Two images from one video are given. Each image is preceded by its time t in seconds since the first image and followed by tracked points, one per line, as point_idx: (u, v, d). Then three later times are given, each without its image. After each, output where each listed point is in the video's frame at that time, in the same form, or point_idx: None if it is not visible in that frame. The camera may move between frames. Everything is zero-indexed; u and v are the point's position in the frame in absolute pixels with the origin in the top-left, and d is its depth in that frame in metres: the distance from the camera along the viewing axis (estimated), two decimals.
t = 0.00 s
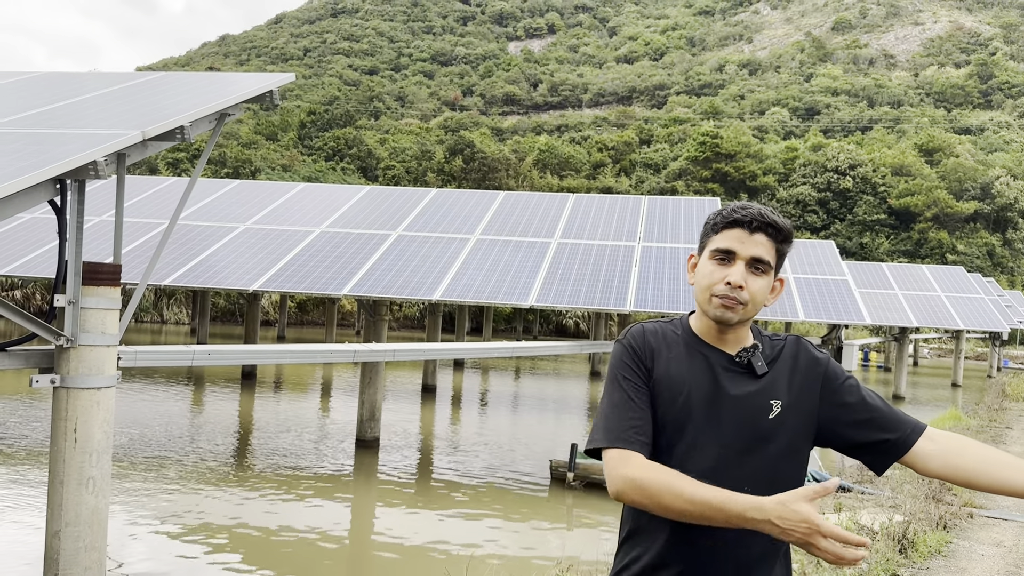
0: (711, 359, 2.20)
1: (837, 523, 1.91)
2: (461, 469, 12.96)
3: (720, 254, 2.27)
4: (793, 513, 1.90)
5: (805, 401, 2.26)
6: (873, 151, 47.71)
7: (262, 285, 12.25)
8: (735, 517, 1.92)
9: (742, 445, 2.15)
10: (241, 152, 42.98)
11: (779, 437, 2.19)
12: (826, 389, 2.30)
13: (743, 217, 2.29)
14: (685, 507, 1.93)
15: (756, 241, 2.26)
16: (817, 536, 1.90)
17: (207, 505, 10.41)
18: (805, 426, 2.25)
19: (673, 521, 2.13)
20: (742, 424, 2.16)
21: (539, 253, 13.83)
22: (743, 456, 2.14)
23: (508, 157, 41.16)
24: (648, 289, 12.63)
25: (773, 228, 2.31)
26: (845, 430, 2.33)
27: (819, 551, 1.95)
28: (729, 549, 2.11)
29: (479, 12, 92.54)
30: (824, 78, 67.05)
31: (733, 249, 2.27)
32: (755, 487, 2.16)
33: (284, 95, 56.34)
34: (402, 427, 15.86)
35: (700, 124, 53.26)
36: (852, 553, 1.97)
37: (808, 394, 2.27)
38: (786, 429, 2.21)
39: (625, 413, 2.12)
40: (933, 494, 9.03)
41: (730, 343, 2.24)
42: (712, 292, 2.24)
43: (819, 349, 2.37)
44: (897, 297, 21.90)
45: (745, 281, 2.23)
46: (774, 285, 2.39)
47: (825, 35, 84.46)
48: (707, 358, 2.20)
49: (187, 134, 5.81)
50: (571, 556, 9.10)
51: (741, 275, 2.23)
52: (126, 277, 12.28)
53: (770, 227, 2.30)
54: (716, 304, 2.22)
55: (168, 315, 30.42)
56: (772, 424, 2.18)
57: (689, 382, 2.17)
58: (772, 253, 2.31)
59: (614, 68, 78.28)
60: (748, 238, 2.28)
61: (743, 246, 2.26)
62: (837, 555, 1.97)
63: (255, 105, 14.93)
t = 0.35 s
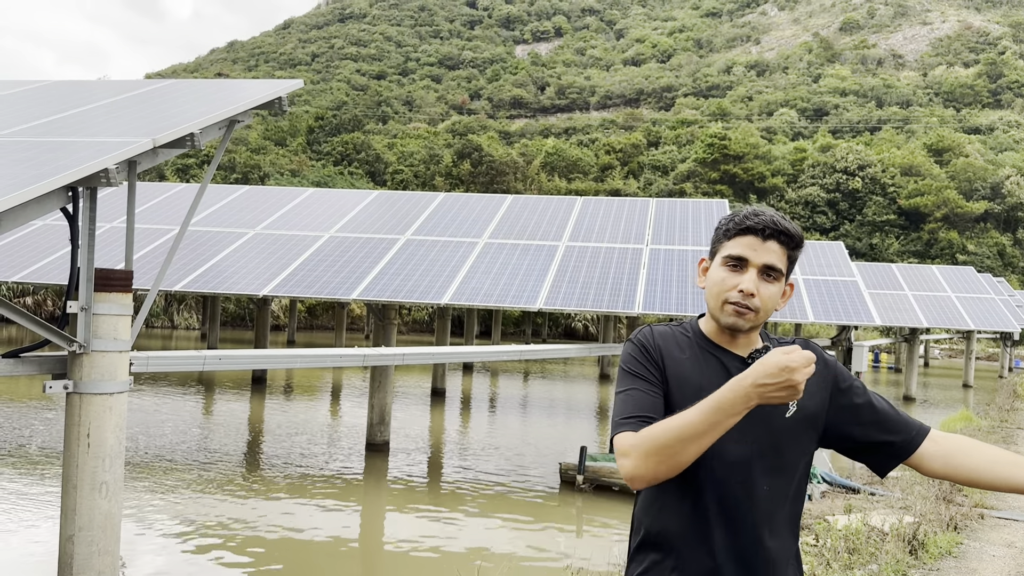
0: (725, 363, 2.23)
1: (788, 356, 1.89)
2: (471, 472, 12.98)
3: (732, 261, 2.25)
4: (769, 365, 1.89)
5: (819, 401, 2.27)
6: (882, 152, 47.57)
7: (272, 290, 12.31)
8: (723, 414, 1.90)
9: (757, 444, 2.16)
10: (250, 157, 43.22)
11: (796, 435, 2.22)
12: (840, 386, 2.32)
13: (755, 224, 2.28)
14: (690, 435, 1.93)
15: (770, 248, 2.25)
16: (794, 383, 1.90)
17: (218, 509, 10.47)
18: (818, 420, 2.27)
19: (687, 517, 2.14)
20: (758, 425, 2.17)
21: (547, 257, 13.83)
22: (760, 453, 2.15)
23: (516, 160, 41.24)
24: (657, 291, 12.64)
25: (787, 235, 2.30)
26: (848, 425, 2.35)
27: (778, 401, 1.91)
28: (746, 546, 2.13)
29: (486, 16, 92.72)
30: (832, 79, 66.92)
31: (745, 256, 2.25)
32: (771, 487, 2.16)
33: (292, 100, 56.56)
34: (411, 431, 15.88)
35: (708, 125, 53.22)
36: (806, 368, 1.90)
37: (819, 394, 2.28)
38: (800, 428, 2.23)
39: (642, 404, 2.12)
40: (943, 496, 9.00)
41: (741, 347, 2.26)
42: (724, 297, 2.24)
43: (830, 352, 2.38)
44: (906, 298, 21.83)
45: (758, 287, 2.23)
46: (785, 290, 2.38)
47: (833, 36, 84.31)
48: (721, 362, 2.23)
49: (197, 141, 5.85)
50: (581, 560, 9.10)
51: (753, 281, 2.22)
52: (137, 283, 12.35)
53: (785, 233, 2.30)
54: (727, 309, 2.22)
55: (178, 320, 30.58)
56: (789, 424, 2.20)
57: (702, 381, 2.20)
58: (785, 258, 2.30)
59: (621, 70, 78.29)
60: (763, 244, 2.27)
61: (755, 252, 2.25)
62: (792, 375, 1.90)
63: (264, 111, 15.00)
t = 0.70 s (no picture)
0: (719, 360, 2.24)
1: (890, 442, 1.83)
2: (475, 474, 12.99)
3: (702, 258, 2.29)
4: (854, 425, 1.84)
5: (814, 393, 2.28)
6: (884, 151, 47.53)
7: (274, 293, 12.32)
8: (781, 441, 1.86)
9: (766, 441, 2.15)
10: (252, 161, 43.35)
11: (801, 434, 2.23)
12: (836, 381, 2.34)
13: (717, 221, 2.30)
14: (738, 449, 1.88)
15: (736, 241, 2.26)
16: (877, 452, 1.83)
17: (223, 511, 10.49)
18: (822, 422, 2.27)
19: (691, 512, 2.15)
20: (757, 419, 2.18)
21: (549, 258, 13.85)
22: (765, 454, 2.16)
23: (518, 162, 41.29)
24: (659, 291, 12.65)
25: (751, 226, 2.29)
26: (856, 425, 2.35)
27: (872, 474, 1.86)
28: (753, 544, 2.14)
29: (487, 18, 92.78)
30: (834, 79, 66.88)
31: (713, 252, 2.28)
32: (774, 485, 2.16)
33: (294, 104, 56.62)
34: (415, 433, 15.89)
35: (709, 125, 53.24)
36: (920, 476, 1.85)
37: (819, 391, 2.30)
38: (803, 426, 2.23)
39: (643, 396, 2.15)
40: (947, 494, 9.00)
41: (733, 343, 2.28)
42: (699, 292, 2.27)
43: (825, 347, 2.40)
44: (909, 296, 21.81)
45: (728, 281, 2.25)
46: (763, 282, 2.39)
47: (834, 35, 84.27)
48: (713, 358, 2.24)
49: (198, 144, 5.86)
50: (584, 560, 9.10)
51: (722, 277, 2.25)
52: (140, 287, 12.39)
53: (751, 224, 2.29)
54: (702, 304, 2.26)
55: (182, 324, 30.63)
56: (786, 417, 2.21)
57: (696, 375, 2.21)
58: (752, 250, 2.29)
59: (623, 72, 78.32)
60: (728, 238, 2.28)
61: (723, 248, 2.27)
62: (900, 478, 1.86)
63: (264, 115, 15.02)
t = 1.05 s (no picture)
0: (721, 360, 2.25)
1: (740, 337, 1.91)
2: (474, 474, 13.01)
3: (725, 254, 2.28)
4: (723, 344, 1.92)
5: (808, 393, 2.30)
6: (881, 149, 47.58)
7: (272, 295, 12.33)
8: (682, 400, 1.95)
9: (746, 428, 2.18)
10: (249, 163, 43.37)
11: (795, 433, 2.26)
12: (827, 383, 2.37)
13: (746, 217, 2.31)
14: (653, 427, 1.99)
15: (762, 239, 2.27)
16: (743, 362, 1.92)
17: (222, 513, 10.50)
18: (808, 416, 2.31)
19: (685, 513, 2.17)
20: (757, 419, 2.20)
21: (547, 257, 13.86)
22: (760, 449, 2.17)
23: (515, 163, 41.33)
24: (656, 290, 12.66)
25: (778, 228, 2.33)
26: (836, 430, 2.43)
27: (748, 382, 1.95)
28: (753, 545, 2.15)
29: (483, 19, 92.85)
30: (830, 77, 66.95)
31: (737, 249, 2.27)
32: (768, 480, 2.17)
33: (291, 106, 56.63)
34: (414, 434, 15.89)
35: (706, 125, 53.30)
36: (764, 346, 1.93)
37: (816, 395, 2.33)
38: (792, 423, 2.26)
39: (630, 401, 2.19)
40: (946, 490, 9.01)
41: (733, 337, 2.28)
42: (718, 290, 2.25)
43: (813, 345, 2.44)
44: (907, 294, 21.84)
45: (751, 278, 2.25)
46: (779, 283, 2.40)
47: (831, 34, 84.39)
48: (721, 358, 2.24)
49: (195, 146, 5.86)
50: (583, 559, 9.11)
51: (746, 272, 2.24)
52: (138, 289, 12.40)
53: (773, 224, 2.33)
54: (721, 301, 2.24)
55: (180, 327, 30.64)
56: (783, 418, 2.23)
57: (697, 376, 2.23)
58: (775, 249, 2.33)
59: (620, 71, 78.39)
60: (755, 236, 2.30)
61: (748, 246, 2.28)
62: (748, 360, 1.92)
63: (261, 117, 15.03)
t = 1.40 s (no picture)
0: (704, 349, 2.26)
1: (735, 388, 1.92)
2: (469, 473, 13.01)
3: (701, 241, 2.32)
4: (718, 396, 1.92)
5: (785, 385, 2.32)
6: (874, 147, 47.72)
7: (266, 295, 12.32)
8: (670, 431, 1.97)
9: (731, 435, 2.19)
10: (243, 164, 43.32)
11: (777, 429, 2.28)
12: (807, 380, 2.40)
13: (717, 205, 2.35)
14: (644, 450, 2.01)
15: (733, 224, 2.31)
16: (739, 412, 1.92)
17: (217, 513, 10.50)
18: (788, 415, 2.33)
19: (666, 509, 2.19)
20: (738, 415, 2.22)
21: (541, 256, 13.87)
22: (741, 449, 2.19)
23: (510, 162, 41.32)
24: (649, 288, 12.68)
25: (748, 212, 2.36)
26: (813, 427, 2.46)
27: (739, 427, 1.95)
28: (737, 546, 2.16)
29: (477, 19, 92.88)
30: (823, 75, 67.13)
31: (712, 235, 2.32)
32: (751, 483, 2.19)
33: (284, 106, 56.57)
34: (410, 433, 15.91)
35: (700, 123, 53.38)
36: (760, 397, 1.93)
37: (795, 385, 2.36)
38: (773, 422, 2.28)
39: (612, 402, 2.21)
40: (938, 485, 9.05)
41: (718, 329, 2.29)
42: (695, 275, 2.30)
43: (792, 338, 2.45)
44: (900, 291, 21.91)
45: (729, 263, 2.29)
46: (755, 269, 2.44)
47: (824, 33, 84.62)
48: (699, 347, 2.27)
49: (187, 145, 5.85)
50: (578, 556, 9.13)
51: (720, 257, 2.28)
52: (131, 290, 12.38)
53: (746, 210, 2.35)
54: (697, 285, 2.28)
55: (174, 328, 30.57)
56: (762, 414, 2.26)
57: (682, 372, 2.23)
58: (750, 235, 2.36)
59: (613, 71, 78.52)
60: (726, 222, 2.33)
61: (721, 230, 2.32)
62: (742, 415, 1.92)
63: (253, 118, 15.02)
